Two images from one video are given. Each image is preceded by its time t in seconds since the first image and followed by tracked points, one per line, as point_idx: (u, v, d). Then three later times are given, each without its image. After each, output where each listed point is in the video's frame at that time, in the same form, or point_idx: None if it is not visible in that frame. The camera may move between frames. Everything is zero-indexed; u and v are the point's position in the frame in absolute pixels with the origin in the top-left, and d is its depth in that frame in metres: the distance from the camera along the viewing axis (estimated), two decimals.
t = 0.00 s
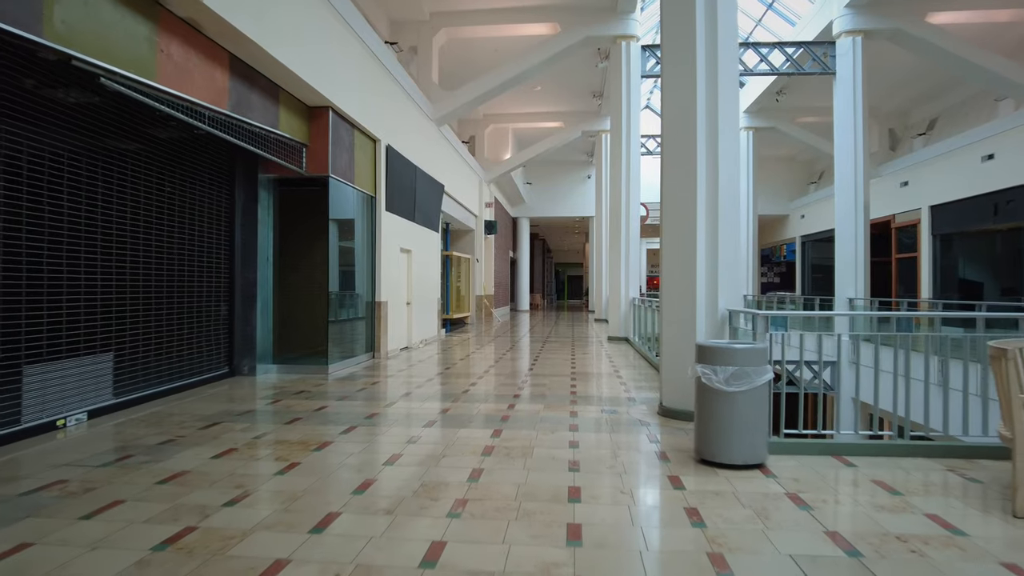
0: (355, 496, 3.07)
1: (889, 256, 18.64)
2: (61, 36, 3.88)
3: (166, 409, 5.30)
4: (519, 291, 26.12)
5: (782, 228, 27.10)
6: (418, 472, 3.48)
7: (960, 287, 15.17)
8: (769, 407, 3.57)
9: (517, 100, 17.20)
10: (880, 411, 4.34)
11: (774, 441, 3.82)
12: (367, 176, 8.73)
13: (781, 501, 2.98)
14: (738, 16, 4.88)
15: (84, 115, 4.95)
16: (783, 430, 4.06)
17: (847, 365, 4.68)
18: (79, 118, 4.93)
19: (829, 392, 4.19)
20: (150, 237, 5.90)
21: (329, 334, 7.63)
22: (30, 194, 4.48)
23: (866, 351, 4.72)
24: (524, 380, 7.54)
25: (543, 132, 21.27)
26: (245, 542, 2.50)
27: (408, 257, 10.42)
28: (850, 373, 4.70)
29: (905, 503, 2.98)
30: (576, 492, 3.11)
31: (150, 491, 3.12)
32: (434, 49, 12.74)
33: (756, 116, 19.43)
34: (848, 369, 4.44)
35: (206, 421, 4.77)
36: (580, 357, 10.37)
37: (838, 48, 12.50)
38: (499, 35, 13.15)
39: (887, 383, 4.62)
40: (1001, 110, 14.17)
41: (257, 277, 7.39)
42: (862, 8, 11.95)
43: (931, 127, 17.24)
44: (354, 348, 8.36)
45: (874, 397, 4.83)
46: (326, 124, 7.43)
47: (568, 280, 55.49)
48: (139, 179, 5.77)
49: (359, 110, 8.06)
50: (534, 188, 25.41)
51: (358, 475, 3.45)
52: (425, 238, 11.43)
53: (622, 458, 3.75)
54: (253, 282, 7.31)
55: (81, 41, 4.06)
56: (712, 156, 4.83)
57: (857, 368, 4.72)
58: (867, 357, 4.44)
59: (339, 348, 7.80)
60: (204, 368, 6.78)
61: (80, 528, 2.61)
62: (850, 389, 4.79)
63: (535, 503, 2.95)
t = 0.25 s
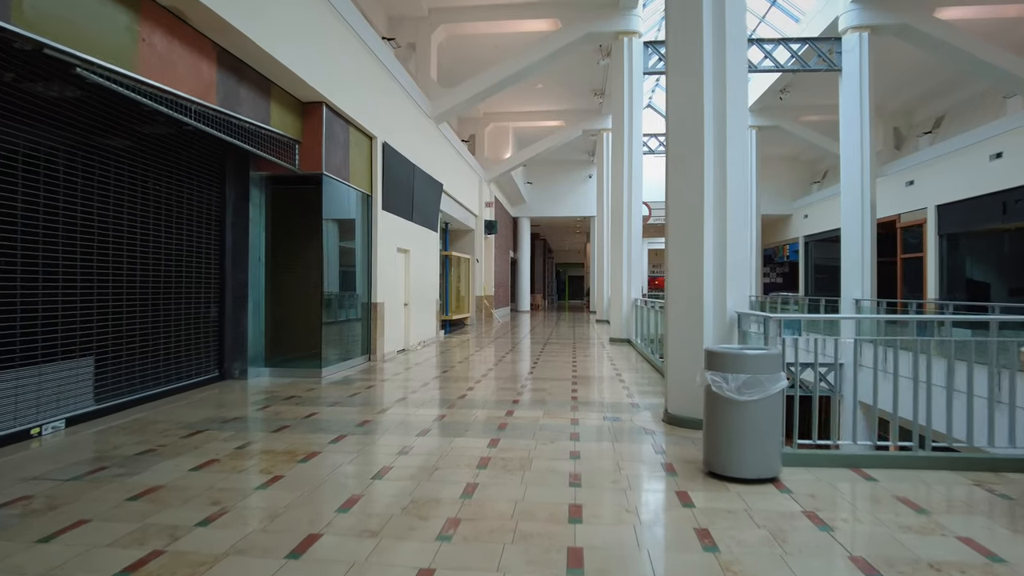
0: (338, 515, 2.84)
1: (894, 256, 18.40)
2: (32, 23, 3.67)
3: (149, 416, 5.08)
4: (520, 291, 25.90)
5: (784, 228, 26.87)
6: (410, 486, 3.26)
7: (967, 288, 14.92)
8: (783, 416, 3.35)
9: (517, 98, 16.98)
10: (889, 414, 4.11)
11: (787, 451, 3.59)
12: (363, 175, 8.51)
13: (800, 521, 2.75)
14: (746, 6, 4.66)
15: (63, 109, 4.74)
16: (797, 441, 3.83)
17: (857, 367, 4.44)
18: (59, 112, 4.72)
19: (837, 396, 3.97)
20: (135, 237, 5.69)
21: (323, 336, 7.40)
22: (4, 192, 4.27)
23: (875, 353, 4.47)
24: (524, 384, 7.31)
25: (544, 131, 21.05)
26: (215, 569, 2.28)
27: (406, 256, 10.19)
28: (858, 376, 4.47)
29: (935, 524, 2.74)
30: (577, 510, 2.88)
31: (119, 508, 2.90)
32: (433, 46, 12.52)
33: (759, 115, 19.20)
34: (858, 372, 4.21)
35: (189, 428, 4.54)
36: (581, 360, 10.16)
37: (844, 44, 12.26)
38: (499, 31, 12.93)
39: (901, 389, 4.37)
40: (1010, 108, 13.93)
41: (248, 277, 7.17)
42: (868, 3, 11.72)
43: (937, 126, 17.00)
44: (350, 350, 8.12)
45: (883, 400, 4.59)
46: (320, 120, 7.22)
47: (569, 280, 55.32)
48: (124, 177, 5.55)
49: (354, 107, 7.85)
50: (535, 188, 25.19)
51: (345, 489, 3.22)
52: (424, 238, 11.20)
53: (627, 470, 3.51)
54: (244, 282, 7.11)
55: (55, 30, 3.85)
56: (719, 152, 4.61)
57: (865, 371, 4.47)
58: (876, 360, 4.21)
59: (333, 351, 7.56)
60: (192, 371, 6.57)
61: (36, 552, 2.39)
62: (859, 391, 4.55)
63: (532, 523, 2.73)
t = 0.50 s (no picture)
0: (318, 536, 2.63)
1: (899, 257, 18.18)
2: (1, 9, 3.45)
3: (131, 423, 4.87)
4: (520, 292, 25.69)
5: (787, 228, 26.66)
6: (398, 502, 3.04)
7: (974, 288, 14.69)
8: (796, 429, 3.14)
9: (517, 96, 16.76)
10: (897, 421, 3.90)
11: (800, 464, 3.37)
12: (358, 173, 8.30)
13: (818, 545, 2.54)
14: None
15: (42, 104, 4.53)
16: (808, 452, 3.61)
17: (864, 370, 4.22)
18: (38, 107, 4.51)
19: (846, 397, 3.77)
20: (120, 237, 5.49)
21: (316, 339, 7.17)
22: None
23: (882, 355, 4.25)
24: (522, 388, 7.09)
25: (544, 130, 20.84)
26: None
27: (403, 257, 9.97)
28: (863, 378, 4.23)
29: (967, 548, 2.52)
30: (577, 531, 2.67)
31: (84, 527, 2.69)
32: (431, 42, 12.31)
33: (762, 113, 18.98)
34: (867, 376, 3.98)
35: (172, 436, 4.33)
36: (582, 362, 9.95)
37: (849, 41, 12.04)
38: (498, 28, 12.71)
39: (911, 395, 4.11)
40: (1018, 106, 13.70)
41: (239, 278, 6.96)
42: None
43: (943, 124, 16.78)
44: (344, 353, 7.89)
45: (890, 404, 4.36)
46: (312, 116, 7.01)
47: (570, 280, 55.28)
48: (108, 174, 5.34)
49: (349, 103, 7.63)
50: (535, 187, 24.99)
51: (330, 506, 3.01)
52: (421, 238, 10.99)
53: (630, 484, 3.30)
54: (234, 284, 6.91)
55: (27, 18, 3.65)
56: (726, 148, 4.40)
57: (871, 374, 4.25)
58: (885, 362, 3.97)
59: (326, 354, 7.34)
60: (181, 375, 6.37)
61: None
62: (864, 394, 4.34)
63: (528, 546, 2.52)
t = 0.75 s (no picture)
0: (292, 555, 2.41)
1: (904, 256, 17.94)
2: None
3: (110, 426, 4.66)
4: (520, 291, 25.46)
5: (789, 228, 26.41)
6: (382, 515, 2.83)
7: (981, 288, 14.45)
8: (811, 436, 2.91)
9: (517, 93, 16.53)
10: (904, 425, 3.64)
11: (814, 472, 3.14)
12: (352, 169, 8.09)
13: (838, 565, 2.32)
14: None
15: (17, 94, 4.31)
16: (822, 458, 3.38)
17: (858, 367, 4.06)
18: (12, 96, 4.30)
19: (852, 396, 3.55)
20: (102, 233, 5.28)
21: (307, 339, 6.95)
22: None
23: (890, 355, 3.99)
24: (520, 390, 6.86)
25: (544, 128, 20.62)
26: None
27: (399, 256, 9.74)
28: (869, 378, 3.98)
29: (1002, 568, 2.30)
30: (576, 548, 2.45)
31: (38, 543, 2.48)
32: (428, 37, 12.09)
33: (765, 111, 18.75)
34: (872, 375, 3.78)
35: (149, 441, 4.11)
36: (582, 363, 9.73)
37: (855, 35, 11.80)
38: (496, 22, 12.49)
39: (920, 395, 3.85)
40: None
41: (228, 276, 6.74)
42: None
43: (948, 121, 16.53)
44: (337, 354, 7.67)
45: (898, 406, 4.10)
46: (304, 110, 6.79)
47: (571, 280, 55.04)
48: (89, 168, 5.13)
49: (342, 98, 7.42)
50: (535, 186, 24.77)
51: (308, 519, 2.80)
52: (418, 236, 10.77)
53: (632, 495, 3.08)
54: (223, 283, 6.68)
55: None
56: (733, 139, 4.18)
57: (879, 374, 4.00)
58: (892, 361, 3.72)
59: (318, 354, 7.13)
60: (167, 377, 6.14)
61: None
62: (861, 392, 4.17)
63: (521, 566, 2.30)
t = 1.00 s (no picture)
0: None
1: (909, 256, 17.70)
2: None
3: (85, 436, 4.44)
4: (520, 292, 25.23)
5: (792, 227, 26.18)
6: (361, 539, 2.60)
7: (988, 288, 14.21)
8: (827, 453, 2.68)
9: (515, 91, 16.30)
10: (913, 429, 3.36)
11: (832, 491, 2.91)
12: (345, 168, 7.86)
13: None
14: None
15: None
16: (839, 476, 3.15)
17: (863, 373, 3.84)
18: None
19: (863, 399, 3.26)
20: (82, 233, 5.08)
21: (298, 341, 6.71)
22: None
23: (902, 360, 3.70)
24: (517, 395, 6.63)
25: (544, 127, 20.41)
26: None
27: (395, 256, 9.51)
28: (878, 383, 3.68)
29: None
30: None
31: None
32: (425, 34, 11.88)
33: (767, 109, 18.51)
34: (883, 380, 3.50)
35: (124, 453, 3.90)
36: (581, 366, 9.50)
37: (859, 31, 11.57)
38: (494, 19, 12.27)
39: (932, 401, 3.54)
40: None
41: (216, 277, 6.53)
42: None
43: (954, 120, 16.29)
44: (330, 357, 7.44)
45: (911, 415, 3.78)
46: (294, 105, 6.58)
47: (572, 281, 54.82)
48: (68, 165, 4.92)
49: (334, 94, 7.20)
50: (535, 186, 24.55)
51: (282, 543, 2.58)
52: (415, 236, 10.55)
53: (634, 515, 2.86)
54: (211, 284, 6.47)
55: None
56: (739, 132, 3.96)
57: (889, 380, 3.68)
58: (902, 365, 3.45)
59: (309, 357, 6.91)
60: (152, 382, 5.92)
61: None
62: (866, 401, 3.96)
63: None
